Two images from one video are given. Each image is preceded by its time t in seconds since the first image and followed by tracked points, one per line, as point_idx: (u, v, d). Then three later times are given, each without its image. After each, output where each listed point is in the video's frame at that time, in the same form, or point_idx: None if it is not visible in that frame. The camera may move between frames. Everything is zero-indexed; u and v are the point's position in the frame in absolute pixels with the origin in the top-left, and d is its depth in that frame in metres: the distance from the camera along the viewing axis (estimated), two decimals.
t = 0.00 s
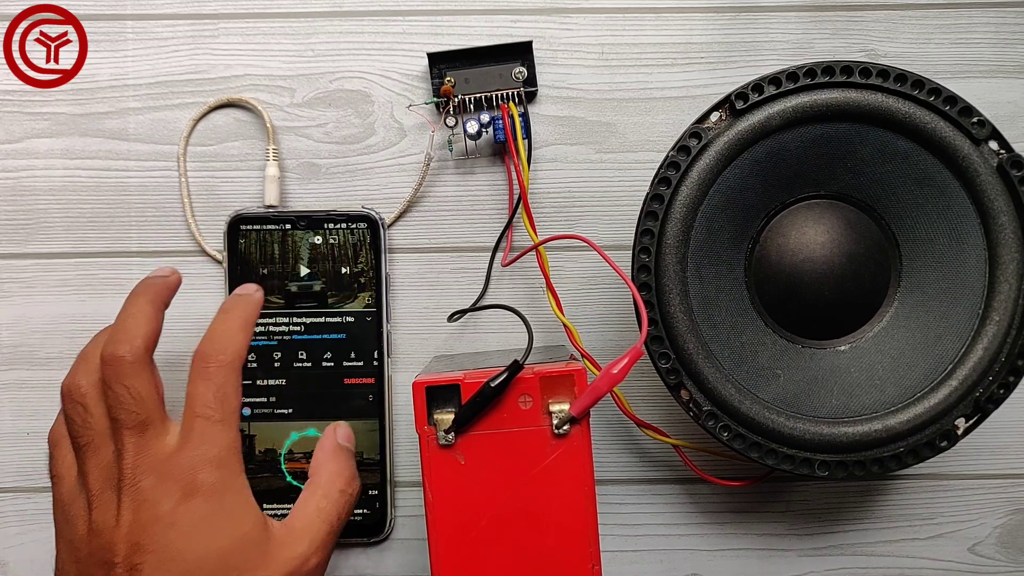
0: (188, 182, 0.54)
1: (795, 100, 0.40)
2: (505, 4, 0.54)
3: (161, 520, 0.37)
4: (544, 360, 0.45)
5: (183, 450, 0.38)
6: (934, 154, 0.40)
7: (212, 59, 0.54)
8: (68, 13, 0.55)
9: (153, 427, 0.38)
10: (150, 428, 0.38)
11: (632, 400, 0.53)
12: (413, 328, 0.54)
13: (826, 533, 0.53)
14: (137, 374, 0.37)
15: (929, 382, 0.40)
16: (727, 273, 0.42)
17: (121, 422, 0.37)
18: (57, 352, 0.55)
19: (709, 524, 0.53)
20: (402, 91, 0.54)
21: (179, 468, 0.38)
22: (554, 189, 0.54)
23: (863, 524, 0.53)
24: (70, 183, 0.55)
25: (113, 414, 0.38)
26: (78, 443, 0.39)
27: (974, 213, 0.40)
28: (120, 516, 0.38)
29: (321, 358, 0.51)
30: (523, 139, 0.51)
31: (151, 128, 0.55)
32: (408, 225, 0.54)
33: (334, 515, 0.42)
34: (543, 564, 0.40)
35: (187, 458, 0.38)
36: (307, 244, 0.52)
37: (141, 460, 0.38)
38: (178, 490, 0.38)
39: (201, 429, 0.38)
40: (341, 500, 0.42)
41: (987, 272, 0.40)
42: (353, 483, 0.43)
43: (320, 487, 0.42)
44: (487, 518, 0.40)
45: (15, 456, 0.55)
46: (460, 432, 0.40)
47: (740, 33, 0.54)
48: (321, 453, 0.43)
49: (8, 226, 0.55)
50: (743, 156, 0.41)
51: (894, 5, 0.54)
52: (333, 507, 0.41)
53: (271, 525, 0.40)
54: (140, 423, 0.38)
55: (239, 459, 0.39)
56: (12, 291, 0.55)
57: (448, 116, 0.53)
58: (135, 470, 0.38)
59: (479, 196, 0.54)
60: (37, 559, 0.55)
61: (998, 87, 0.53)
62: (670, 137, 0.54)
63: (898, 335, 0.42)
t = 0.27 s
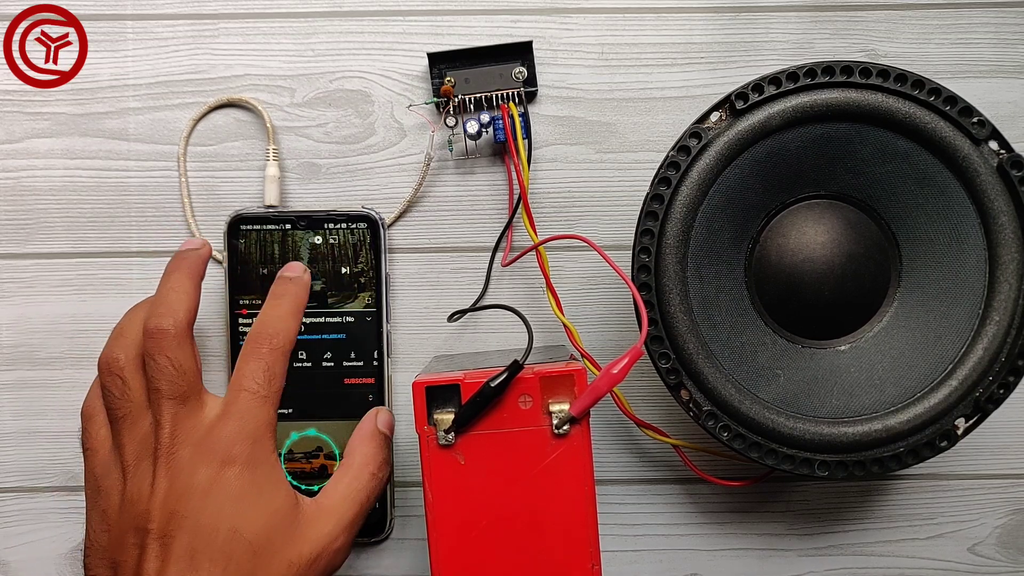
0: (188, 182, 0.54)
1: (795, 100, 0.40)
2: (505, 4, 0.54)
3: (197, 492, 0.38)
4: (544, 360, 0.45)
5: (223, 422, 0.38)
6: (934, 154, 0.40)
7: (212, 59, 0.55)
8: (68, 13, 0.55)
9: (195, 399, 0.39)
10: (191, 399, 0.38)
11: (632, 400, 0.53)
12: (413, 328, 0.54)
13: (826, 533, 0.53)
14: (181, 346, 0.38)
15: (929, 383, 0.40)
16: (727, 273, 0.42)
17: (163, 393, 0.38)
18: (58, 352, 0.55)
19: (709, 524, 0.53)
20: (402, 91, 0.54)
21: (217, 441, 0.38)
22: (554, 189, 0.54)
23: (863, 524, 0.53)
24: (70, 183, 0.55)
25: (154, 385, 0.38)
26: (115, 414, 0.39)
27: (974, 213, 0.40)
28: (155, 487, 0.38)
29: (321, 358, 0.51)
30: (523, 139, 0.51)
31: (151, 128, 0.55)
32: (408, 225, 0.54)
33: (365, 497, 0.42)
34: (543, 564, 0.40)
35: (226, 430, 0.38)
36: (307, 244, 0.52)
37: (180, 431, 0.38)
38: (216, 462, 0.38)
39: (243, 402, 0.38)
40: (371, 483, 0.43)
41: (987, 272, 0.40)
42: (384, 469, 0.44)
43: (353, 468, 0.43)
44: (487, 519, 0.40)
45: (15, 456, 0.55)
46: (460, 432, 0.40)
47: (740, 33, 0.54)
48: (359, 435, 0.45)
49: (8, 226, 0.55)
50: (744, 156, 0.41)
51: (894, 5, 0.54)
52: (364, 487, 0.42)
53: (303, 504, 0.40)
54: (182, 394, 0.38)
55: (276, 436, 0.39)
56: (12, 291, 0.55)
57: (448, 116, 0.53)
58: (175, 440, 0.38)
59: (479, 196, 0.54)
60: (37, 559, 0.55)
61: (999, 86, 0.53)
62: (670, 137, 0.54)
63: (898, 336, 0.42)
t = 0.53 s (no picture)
0: (188, 182, 0.54)
1: (795, 100, 0.40)
2: (505, 4, 0.54)
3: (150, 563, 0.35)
4: (544, 360, 0.45)
5: (166, 485, 0.35)
6: (934, 154, 0.40)
7: (212, 59, 0.54)
8: (68, 13, 0.55)
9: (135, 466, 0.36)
10: (131, 468, 0.36)
11: (632, 400, 0.53)
12: (413, 328, 0.54)
13: (826, 533, 0.53)
14: (112, 412, 0.36)
15: (929, 383, 0.40)
16: (727, 272, 0.42)
17: (103, 463, 0.36)
18: (58, 352, 0.55)
19: (709, 524, 0.53)
20: (402, 91, 0.54)
21: (162, 507, 0.35)
22: (554, 189, 0.54)
23: (863, 524, 0.53)
24: (70, 184, 0.55)
25: (94, 455, 0.36)
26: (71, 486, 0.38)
27: (974, 213, 0.40)
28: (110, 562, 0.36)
29: (321, 358, 0.51)
30: (523, 139, 0.51)
31: (151, 128, 0.55)
32: (408, 225, 0.54)
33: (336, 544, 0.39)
34: (543, 565, 0.40)
35: (171, 494, 0.35)
36: (306, 244, 0.52)
37: (124, 502, 0.36)
38: (165, 530, 0.35)
39: (179, 463, 0.35)
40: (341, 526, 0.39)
41: (987, 272, 0.40)
42: (354, 509, 0.40)
43: (318, 514, 0.38)
44: (487, 519, 0.40)
45: (14, 457, 0.55)
46: (460, 432, 0.40)
47: (740, 33, 0.54)
48: (321, 475, 0.40)
49: (8, 226, 0.55)
50: (744, 156, 0.41)
51: (894, 5, 0.54)
52: (331, 533, 0.38)
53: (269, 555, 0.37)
54: (122, 463, 0.36)
55: (227, 492, 0.36)
56: (12, 291, 0.55)
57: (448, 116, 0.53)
58: (120, 512, 0.36)
59: (479, 196, 0.54)
60: (37, 559, 0.55)
61: (999, 86, 0.53)
62: (670, 137, 0.54)
63: (897, 336, 0.42)
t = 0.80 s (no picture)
0: (188, 182, 0.54)
1: (795, 99, 0.40)
2: (505, 4, 0.54)
3: None
4: (544, 360, 0.45)
5: None
6: (934, 154, 0.40)
7: (212, 59, 0.54)
8: (68, 13, 0.55)
9: None
10: None
11: (632, 400, 0.53)
12: (413, 328, 0.54)
13: (826, 533, 0.53)
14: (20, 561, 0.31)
15: (929, 382, 0.40)
16: (728, 272, 0.42)
17: None
18: (58, 352, 0.55)
19: (709, 524, 0.53)
20: (402, 91, 0.54)
21: None
22: (554, 189, 0.54)
23: (863, 524, 0.53)
24: (70, 183, 0.55)
25: None
26: None
27: (974, 213, 0.40)
28: None
29: (321, 358, 0.51)
30: (523, 139, 0.51)
31: (151, 128, 0.55)
32: (408, 225, 0.54)
33: None
34: (543, 565, 0.40)
35: None
36: (306, 244, 0.52)
37: None
38: None
39: None
40: None
41: (987, 272, 0.40)
42: None
43: None
44: (487, 519, 0.40)
45: (14, 457, 0.55)
46: (460, 432, 0.40)
47: (740, 33, 0.54)
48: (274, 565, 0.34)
49: (8, 226, 0.55)
50: (744, 156, 0.41)
51: (894, 5, 0.54)
52: None
53: None
54: None
55: None
56: (12, 291, 0.55)
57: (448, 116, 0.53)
58: None
59: (479, 196, 0.54)
60: (37, 559, 0.55)
61: (999, 86, 0.53)
62: (670, 137, 0.54)
63: (897, 336, 0.42)
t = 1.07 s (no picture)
0: (188, 182, 0.54)
1: (795, 99, 0.40)
2: (505, 4, 0.54)
3: None
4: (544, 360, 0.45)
5: None
6: (934, 154, 0.40)
7: (212, 59, 0.54)
8: (68, 13, 0.55)
9: None
10: None
11: (632, 400, 0.53)
12: (413, 328, 0.54)
13: (826, 533, 0.53)
14: None
15: (929, 383, 0.40)
16: (727, 272, 0.42)
17: None
18: (58, 352, 0.55)
19: (708, 524, 0.53)
20: (402, 91, 0.54)
21: None
22: (554, 189, 0.54)
23: (863, 524, 0.53)
24: (70, 183, 0.55)
25: None
26: None
27: (974, 213, 0.40)
28: None
29: (321, 358, 0.51)
30: (523, 139, 0.51)
31: (151, 128, 0.55)
32: (408, 225, 0.54)
33: None
34: (543, 565, 0.40)
35: None
36: (306, 244, 0.52)
37: None
38: None
39: None
40: None
41: (987, 272, 0.40)
42: None
43: None
44: (487, 519, 0.40)
45: (14, 457, 0.55)
46: (460, 432, 0.40)
47: (740, 33, 0.54)
48: None
49: (8, 226, 0.55)
50: (744, 156, 0.41)
51: (894, 5, 0.54)
52: None
53: None
54: None
55: None
56: (12, 291, 0.55)
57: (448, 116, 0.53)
58: None
59: (479, 196, 0.54)
60: (37, 559, 0.55)
61: (999, 86, 0.53)
62: (670, 137, 0.54)
63: (898, 336, 0.42)
